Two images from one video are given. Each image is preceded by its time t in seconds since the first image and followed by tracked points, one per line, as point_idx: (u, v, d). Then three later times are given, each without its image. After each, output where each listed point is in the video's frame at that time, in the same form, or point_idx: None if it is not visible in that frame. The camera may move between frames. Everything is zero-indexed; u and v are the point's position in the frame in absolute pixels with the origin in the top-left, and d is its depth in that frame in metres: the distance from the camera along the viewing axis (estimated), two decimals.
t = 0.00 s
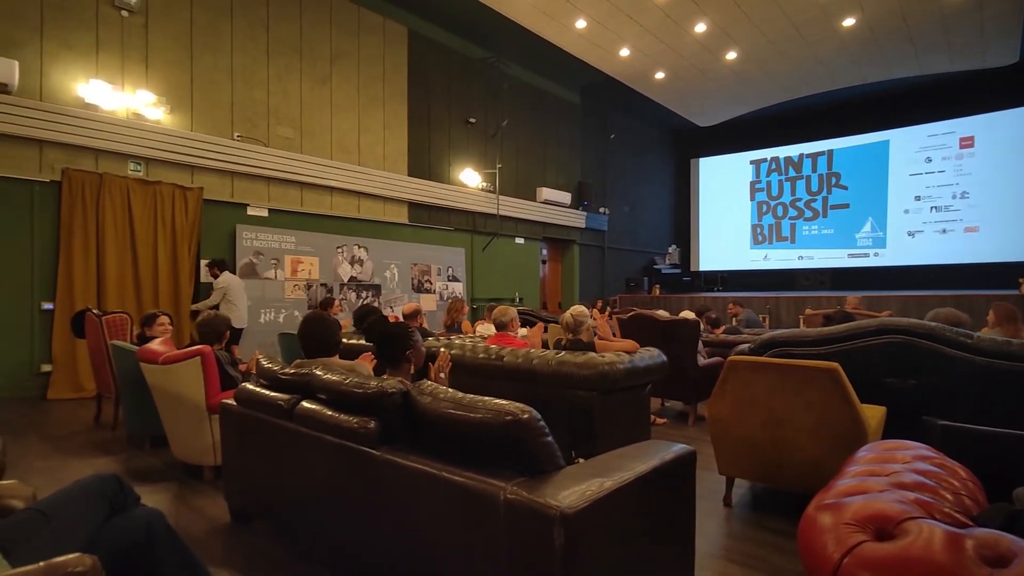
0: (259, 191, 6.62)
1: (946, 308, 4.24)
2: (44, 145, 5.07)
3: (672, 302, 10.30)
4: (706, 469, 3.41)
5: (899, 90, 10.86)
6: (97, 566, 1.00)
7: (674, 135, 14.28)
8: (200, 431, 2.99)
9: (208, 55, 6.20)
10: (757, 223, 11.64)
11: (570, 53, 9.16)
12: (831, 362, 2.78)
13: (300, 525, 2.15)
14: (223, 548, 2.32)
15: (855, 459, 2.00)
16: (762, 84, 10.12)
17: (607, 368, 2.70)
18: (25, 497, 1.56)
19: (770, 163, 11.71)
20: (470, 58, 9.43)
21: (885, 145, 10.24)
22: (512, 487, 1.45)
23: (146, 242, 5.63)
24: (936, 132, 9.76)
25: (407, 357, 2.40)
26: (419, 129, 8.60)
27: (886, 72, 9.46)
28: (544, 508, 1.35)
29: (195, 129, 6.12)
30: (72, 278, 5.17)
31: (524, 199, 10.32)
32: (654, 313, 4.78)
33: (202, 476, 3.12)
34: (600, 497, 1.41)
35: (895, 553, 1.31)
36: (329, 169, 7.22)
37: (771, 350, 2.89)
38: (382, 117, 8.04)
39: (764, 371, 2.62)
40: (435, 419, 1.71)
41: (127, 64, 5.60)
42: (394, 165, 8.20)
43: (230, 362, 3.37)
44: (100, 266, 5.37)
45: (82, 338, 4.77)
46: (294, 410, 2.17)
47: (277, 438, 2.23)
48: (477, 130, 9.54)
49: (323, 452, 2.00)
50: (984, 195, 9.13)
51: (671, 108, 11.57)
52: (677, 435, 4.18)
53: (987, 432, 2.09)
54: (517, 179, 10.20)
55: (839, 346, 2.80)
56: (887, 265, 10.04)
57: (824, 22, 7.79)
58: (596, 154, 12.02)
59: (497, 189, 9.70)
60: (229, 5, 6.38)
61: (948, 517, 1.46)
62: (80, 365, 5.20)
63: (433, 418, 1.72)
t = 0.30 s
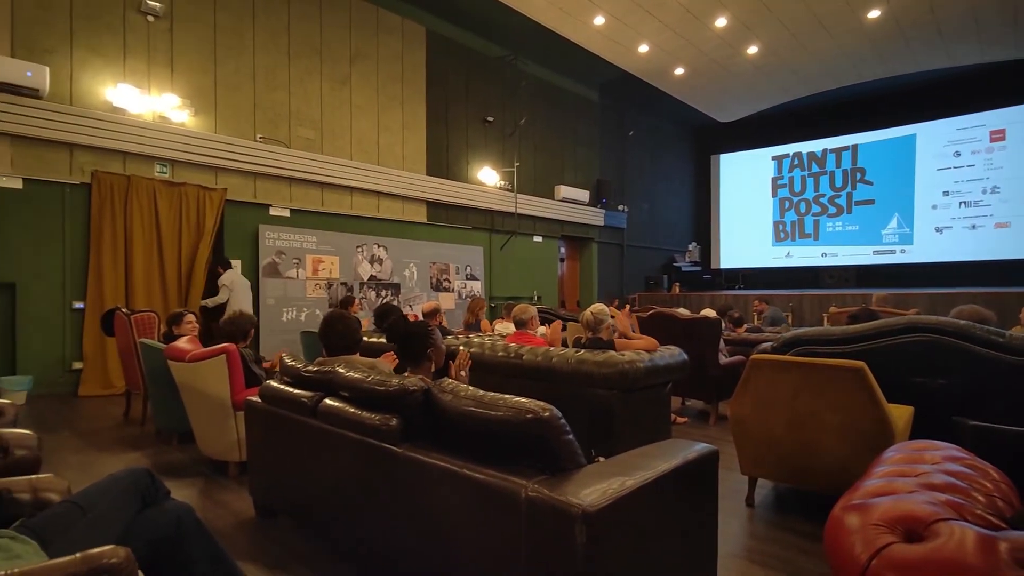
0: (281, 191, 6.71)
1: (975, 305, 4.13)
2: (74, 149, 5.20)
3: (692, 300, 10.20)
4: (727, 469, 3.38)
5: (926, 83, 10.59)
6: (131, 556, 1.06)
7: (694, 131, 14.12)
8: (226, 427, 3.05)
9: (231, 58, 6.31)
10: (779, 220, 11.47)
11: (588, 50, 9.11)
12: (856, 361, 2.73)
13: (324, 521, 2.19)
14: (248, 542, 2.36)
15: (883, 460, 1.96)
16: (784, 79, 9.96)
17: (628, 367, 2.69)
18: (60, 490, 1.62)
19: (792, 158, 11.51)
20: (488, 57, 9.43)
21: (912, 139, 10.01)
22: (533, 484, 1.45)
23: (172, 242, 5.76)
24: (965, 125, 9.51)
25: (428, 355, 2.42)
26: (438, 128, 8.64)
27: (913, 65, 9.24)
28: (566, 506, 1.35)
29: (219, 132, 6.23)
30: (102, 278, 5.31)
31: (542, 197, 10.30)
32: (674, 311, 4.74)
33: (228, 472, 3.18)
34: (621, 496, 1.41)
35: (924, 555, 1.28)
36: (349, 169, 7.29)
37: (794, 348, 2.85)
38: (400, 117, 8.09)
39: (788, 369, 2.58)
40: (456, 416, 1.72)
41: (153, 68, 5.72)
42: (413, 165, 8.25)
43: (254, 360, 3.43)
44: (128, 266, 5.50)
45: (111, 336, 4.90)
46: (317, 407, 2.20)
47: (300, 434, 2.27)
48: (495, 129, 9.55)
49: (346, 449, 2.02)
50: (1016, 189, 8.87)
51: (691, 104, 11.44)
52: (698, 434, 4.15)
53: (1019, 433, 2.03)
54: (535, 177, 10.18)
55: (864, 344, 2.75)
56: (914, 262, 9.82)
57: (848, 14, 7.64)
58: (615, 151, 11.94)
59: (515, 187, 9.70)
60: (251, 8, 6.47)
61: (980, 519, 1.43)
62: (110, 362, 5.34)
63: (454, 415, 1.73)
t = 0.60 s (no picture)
0: (297, 191, 6.77)
1: (999, 303, 4.04)
2: (96, 150, 5.30)
3: (707, 299, 10.12)
4: (744, 469, 3.35)
5: (948, 77, 10.38)
6: (153, 550, 1.11)
7: (709, 128, 13.99)
8: (244, 424, 3.09)
9: (247, 60, 6.38)
10: (796, 217, 11.33)
11: (603, 48, 9.07)
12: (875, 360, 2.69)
13: (340, 518, 2.21)
14: (266, 538, 2.40)
15: (903, 461, 1.93)
16: (800, 74, 9.83)
17: (643, 365, 2.67)
18: (84, 485, 1.65)
19: (809, 155, 11.36)
20: (501, 55, 9.43)
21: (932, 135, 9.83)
22: (548, 483, 1.45)
23: (190, 242, 5.84)
24: (988, 120, 9.32)
25: (443, 354, 2.43)
26: (451, 127, 8.66)
27: (934, 59, 9.07)
28: (580, 505, 1.35)
29: (236, 132, 6.31)
30: (123, 277, 5.41)
31: (556, 195, 10.28)
32: (690, 310, 4.71)
33: (246, 468, 3.22)
34: (637, 496, 1.40)
35: (947, 556, 1.26)
36: (364, 169, 7.34)
37: (812, 347, 2.80)
38: (415, 116, 8.13)
39: (806, 368, 2.55)
40: (471, 414, 1.72)
41: (172, 70, 5.80)
42: (427, 164, 8.27)
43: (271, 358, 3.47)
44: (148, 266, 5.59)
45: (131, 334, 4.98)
46: (333, 405, 2.22)
47: (317, 432, 2.29)
48: (508, 128, 9.54)
49: (362, 446, 2.04)
50: None
51: (706, 101, 11.34)
52: (714, 434, 4.11)
53: None
54: (548, 176, 10.17)
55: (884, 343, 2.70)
56: (935, 259, 9.66)
57: (866, 8, 7.52)
58: (629, 149, 11.87)
59: (529, 186, 9.69)
60: (267, 10, 6.54)
61: (1005, 521, 1.40)
62: (131, 360, 5.44)
63: (469, 413, 1.73)
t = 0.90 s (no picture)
0: (314, 190, 6.83)
1: None
2: (118, 150, 5.40)
3: (725, 297, 10.01)
4: (762, 469, 3.31)
5: (973, 69, 10.15)
6: (175, 544, 1.14)
7: (726, 124, 13.84)
8: (263, 421, 3.14)
9: (264, 60, 6.45)
10: (815, 214, 11.15)
11: (618, 44, 9.01)
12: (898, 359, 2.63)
13: (357, 513, 2.23)
14: (285, 533, 2.43)
15: (927, 461, 1.89)
16: (820, 68, 9.67)
17: (659, 364, 2.65)
18: (109, 479, 1.70)
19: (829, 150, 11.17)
20: (516, 53, 9.41)
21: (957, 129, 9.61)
22: (564, 481, 1.45)
23: (209, 241, 5.92)
24: (1014, 114, 9.08)
25: (459, 351, 2.44)
26: (466, 126, 8.67)
27: (958, 52, 8.86)
28: (597, 503, 1.35)
29: (255, 133, 6.39)
30: (145, 275, 5.52)
31: (571, 193, 10.24)
32: (707, 308, 4.67)
33: (265, 464, 3.27)
34: (654, 495, 1.39)
35: (972, 559, 1.24)
36: (380, 168, 7.38)
37: (833, 346, 2.70)
38: (429, 114, 8.15)
39: (826, 368, 2.51)
40: (487, 412, 1.72)
41: (192, 72, 5.89)
42: (442, 162, 8.30)
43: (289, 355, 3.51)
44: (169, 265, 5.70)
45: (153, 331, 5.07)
46: (351, 402, 2.24)
47: (335, 429, 2.31)
48: (523, 126, 9.52)
49: (379, 443, 2.06)
50: None
51: (723, 96, 11.21)
52: (732, 433, 4.08)
53: None
54: (563, 173, 10.13)
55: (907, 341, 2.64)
56: (959, 256, 9.46)
57: None
58: (644, 146, 11.79)
59: (544, 183, 9.67)
60: (284, 12, 6.61)
61: None
62: (153, 357, 5.54)
63: (485, 411, 1.73)
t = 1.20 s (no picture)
0: (328, 189, 6.89)
1: None
2: (138, 151, 5.49)
3: (740, 295, 9.92)
4: (778, 469, 3.28)
5: (996, 62, 9.94)
6: (195, 538, 1.16)
7: (741, 120, 13.69)
8: (279, 418, 3.17)
9: (280, 60, 6.50)
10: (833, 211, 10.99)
11: (632, 40, 8.95)
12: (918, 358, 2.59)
13: (372, 510, 2.24)
14: (302, 528, 2.46)
15: (948, 462, 1.86)
16: (838, 63, 9.53)
17: (674, 363, 2.63)
18: (130, 475, 1.72)
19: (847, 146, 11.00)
20: (529, 50, 9.39)
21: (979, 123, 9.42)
22: (579, 480, 1.45)
23: (226, 239, 6.00)
24: None
25: (473, 348, 2.44)
26: (479, 124, 8.67)
27: (981, 45, 8.68)
28: (612, 502, 1.34)
29: (271, 133, 6.45)
30: (163, 274, 5.60)
31: (585, 190, 10.20)
32: (722, 306, 4.63)
33: (281, 461, 3.30)
34: (669, 494, 1.39)
35: (997, 564, 1.21)
36: (394, 166, 7.42)
37: (849, 345, 2.64)
38: (443, 112, 8.16)
39: (844, 366, 2.47)
40: (501, 410, 1.73)
41: (209, 72, 5.97)
42: (455, 161, 8.31)
43: (305, 353, 3.54)
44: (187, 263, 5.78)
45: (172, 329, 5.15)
46: (365, 399, 2.26)
47: (350, 426, 2.33)
48: (537, 123, 9.50)
49: (393, 440, 2.07)
50: None
51: (739, 92, 11.10)
52: (748, 432, 4.04)
53: None
54: (577, 171, 10.10)
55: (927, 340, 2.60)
56: (980, 253, 9.27)
57: None
58: (658, 142, 11.70)
59: (557, 181, 9.64)
60: (299, 11, 6.65)
61: None
62: (171, 355, 5.63)
63: (500, 409, 1.73)
